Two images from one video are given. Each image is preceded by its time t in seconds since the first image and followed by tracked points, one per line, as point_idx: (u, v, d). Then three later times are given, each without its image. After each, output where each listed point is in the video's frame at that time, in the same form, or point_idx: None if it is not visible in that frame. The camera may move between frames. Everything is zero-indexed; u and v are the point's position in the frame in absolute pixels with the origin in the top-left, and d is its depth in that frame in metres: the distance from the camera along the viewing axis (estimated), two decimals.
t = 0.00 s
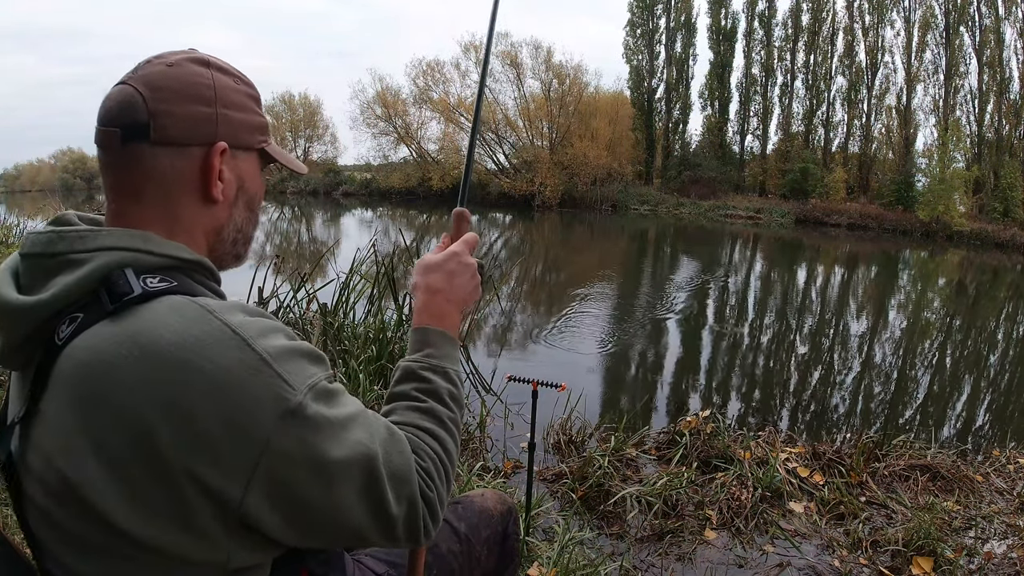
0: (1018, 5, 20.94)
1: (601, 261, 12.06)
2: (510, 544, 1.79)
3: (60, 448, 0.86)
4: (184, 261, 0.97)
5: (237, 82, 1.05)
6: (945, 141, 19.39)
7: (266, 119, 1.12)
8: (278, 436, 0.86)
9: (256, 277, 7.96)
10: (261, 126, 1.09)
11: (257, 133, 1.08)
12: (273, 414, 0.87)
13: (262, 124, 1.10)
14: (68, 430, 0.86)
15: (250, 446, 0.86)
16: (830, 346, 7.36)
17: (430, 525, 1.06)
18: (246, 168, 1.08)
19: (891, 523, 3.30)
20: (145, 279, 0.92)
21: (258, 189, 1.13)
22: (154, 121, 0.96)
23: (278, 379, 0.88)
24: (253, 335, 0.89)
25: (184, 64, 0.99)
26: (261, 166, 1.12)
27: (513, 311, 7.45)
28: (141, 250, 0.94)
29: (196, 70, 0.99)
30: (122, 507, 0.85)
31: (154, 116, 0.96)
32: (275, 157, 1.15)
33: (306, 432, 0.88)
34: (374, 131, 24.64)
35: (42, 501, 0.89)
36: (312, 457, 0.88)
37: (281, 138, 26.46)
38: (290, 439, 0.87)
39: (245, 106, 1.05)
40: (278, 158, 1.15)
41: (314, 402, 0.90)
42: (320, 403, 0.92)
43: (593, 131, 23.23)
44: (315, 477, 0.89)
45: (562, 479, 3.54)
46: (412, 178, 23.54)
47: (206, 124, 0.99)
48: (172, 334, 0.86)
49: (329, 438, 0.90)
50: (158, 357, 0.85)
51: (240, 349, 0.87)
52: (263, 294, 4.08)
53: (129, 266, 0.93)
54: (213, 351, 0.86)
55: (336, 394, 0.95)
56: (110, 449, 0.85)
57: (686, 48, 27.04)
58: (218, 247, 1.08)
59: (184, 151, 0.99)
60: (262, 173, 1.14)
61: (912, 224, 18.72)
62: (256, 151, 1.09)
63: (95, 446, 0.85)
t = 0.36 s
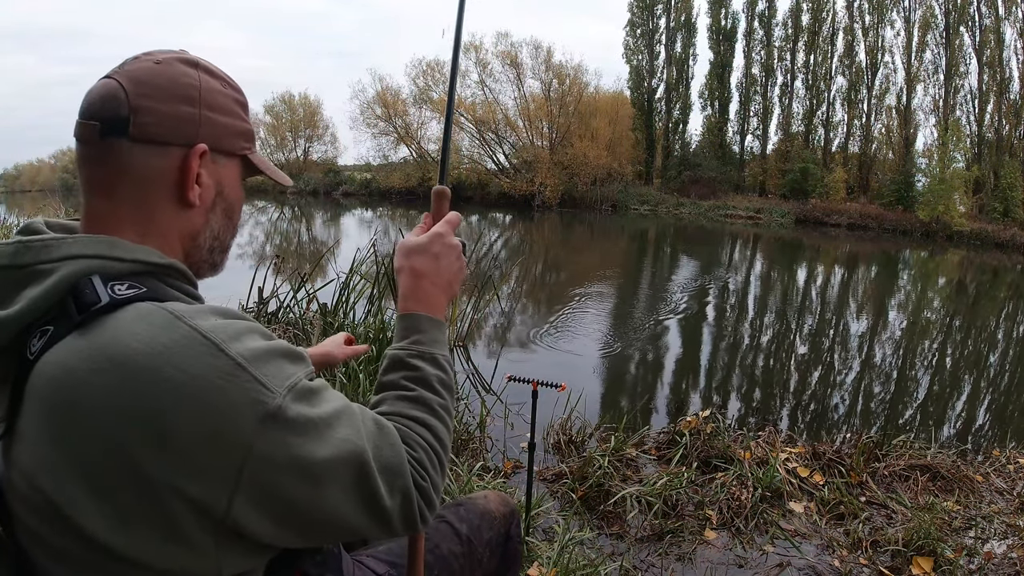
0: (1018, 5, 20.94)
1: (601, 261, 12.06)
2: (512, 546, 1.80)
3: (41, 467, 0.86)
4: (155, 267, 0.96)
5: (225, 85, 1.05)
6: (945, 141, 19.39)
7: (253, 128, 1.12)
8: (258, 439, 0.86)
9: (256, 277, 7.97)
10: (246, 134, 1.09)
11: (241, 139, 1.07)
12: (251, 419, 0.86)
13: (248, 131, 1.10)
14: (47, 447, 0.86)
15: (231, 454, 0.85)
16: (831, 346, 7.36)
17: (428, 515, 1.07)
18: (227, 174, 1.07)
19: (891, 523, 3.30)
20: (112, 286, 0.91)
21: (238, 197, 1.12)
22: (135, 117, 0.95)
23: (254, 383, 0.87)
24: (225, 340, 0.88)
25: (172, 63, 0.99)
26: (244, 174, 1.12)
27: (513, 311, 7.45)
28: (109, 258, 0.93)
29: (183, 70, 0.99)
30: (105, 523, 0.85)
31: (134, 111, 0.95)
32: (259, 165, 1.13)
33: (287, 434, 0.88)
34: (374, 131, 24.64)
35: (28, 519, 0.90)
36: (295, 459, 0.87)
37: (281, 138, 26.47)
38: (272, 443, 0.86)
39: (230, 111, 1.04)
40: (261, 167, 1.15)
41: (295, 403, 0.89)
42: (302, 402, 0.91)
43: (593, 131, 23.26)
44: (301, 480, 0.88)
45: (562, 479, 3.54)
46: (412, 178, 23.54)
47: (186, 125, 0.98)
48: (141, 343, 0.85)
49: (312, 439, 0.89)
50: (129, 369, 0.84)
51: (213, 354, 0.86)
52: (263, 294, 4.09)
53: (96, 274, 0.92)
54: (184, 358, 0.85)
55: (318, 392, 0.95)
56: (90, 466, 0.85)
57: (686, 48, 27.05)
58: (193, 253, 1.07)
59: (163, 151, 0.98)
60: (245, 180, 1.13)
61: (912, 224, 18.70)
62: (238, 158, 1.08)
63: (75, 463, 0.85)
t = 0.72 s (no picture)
0: (1018, 5, 20.95)
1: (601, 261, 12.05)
2: (517, 555, 1.79)
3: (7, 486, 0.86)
4: (117, 271, 0.91)
5: (206, 77, 0.96)
6: (945, 141, 19.40)
7: (243, 126, 1.02)
8: (217, 454, 0.82)
9: (256, 277, 7.98)
10: (231, 130, 0.99)
11: (223, 137, 0.98)
12: (208, 434, 0.82)
13: (234, 128, 1.00)
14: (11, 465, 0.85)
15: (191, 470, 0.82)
16: (831, 346, 7.36)
17: (424, 521, 1.02)
18: (202, 175, 0.98)
19: (891, 523, 3.30)
20: (72, 293, 0.87)
21: (223, 201, 1.02)
22: (97, 113, 0.90)
23: (210, 397, 0.83)
24: (175, 350, 0.84)
25: (145, 56, 0.92)
26: (231, 177, 1.03)
27: (513, 311, 7.45)
28: (68, 262, 0.89)
29: (155, 61, 0.92)
30: (72, 540, 0.85)
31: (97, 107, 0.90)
32: (246, 167, 1.03)
33: (247, 448, 0.84)
34: (374, 131, 24.65)
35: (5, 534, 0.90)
36: (259, 473, 0.84)
37: (281, 138, 26.49)
38: (233, 459, 0.83)
39: (207, 106, 0.95)
40: (252, 168, 1.05)
41: (256, 414, 0.85)
42: (266, 411, 0.86)
43: (593, 131, 23.27)
44: (268, 494, 0.85)
45: (562, 479, 3.54)
46: (412, 178, 23.56)
47: (149, 121, 0.91)
48: (88, 358, 0.81)
49: (275, 451, 0.85)
50: (77, 386, 0.81)
51: (163, 366, 0.83)
52: (263, 294, 4.09)
53: (58, 278, 0.89)
54: (134, 373, 0.81)
55: (287, 398, 0.90)
56: (53, 482, 0.83)
57: (686, 48, 27.07)
58: (167, 260, 1.00)
59: (126, 149, 0.92)
60: (231, 182, 1.03)
61: (912, 224, 18.70)
62: (220, 157, 0.99)
63: (40, 482, 0.84)
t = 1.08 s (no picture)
0: (1018, 5, 20.95)
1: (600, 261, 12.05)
2: (516, 554, 1.79)
3: None
4: (84, 295, 0.88)
5: (191, 93, 0.91)
6: (945, 141, 19.41)
7: (233, 153, 0.97)
8: (176, 498, 0.76)
9: (256, 277, 7.97)
10: (215, 155, 0.95)
11: (203, 164, 0.93)
12: (168, 476, 0.77)
13: (219, 153, 0.95)
14: None
15: (151, 515, 0.77)
16: (831, 346, 7.37)
17: (423, 561, 0.93)
18: (176, 202, 0.93)
19: (891, 523, 3.30)
20: (38, 320, 0.85)
21: (202, 233, 0.98)
22: (66, 125, 0.88)
23: (172, 439, 0.78)
24: (136, 388, 0.80)
25: (125, 64, 0.89)
26: (212, 205, 0.98)
27: (513, 311, 7.46)
28: (32, 285, 0.86)
29: (135, 71, 0.88)
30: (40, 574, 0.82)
31: (69, 117, 0.87)
32: (227, 196, 0.98)
33: (211, 493, 0.78)
34: (374, 131, 24.66)
35: None
36: (222, 521, 0.77)
37: (281, 138, 26.52)
38: (192, 504, 0.77)
39: (184, 127, 0.90)
40: (235, 197, 0.99)
41: (222, 456, 0.79)
42: (233, 451, 0.80)
43: (593, 131, 23.27)
44: (231, 541, 0.78)
45: (562, 479, 3.54)
46: (412, 178, 23.58)
47: (116, 139, 0.87)
48: (45, 400, 0.78)
49: (238, 495, 0.78)
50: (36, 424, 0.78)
51: (123, 405, 0.79)
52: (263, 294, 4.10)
53: (22, 303, 0.85)
54: (91, 414, 0.78)
55: (259, 436, 0.84)
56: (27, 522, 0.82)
57: (686, 48, 27.10)
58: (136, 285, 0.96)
59: (94, 166, 0.88)
60: (213, 211, 0.98)
61: (912, 224, 18.70)
62: (199, 186, 0.95)
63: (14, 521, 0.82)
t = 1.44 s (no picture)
0: (1018, 5, 20.96)
1: (600, 261, 12.04)
2: (518, 557, 1.79)
3: None
4: (79, 315, 0.93)
5: (89, 68, 0.90)
6: (945, 141, 19.42)
7: (120, 118, 0.90)
8: (165, 544, 0.82)
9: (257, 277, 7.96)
10: (107, 122, 0.89)
11: (84, 132, 0.89)
12: (159, 524, 0.82)
13: (113, 121, 0.90)
14: None
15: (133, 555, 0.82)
16: (831, 346, 7.37)
17: None
18: (74, 184, 0.91)
19: (891, 523, 3.30)
20: (35, 340, 0.88)
21: (110, 220, 0.92)
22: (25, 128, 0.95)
23: (166, 483, 0.83)
24: (136, 429, 0.85)
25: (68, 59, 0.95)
26: (111, 188, 0.91)
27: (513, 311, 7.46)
28: (28, 304, 0.89)
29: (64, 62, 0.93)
30: None
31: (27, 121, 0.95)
32: (116, 169, 0.90)
33: (200, 541, 0.84)
34: (374, 131, 24.67)
35: None
36: (207, 567, 0.84)
37: (281, 138, 26.52)
38: (182, 547, 0.83)
39: (68, 100, 0.89)
40: (126, 170, 0.90)
41: (212, 505, 0.85)
42: (224, 501, 0.87)
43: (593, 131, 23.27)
44: None
45: (562, 479, 3.54)
46: (412, 178, 23.57)
47: (33, 126, 0.91)
48: (42, 432, 0.81)
49: (225, 546, 0.85)
50: (32, 455, 0.81)
51: (122, 447, 0.83)
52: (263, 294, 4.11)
53: (19, 322, 0.88)
54: (92, 451, 0.82)
55: (249, 487, 0.91)
56: None
57: (686, 49, 27.12)
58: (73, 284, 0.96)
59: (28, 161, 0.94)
60: (116, 193, 0.91)
61: (912, 224, 18.70)
62: (86, 161, 0.90)
63: None
